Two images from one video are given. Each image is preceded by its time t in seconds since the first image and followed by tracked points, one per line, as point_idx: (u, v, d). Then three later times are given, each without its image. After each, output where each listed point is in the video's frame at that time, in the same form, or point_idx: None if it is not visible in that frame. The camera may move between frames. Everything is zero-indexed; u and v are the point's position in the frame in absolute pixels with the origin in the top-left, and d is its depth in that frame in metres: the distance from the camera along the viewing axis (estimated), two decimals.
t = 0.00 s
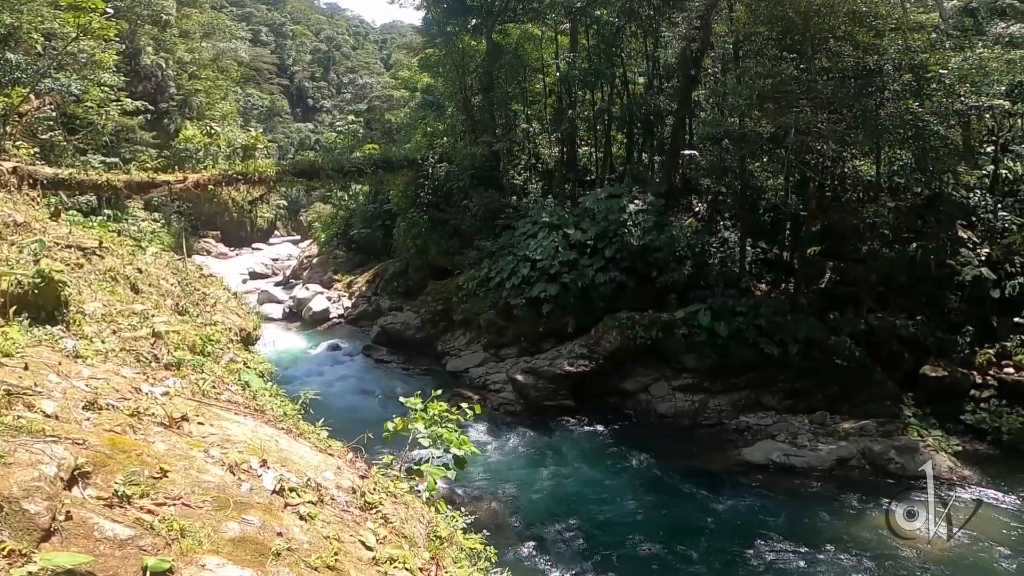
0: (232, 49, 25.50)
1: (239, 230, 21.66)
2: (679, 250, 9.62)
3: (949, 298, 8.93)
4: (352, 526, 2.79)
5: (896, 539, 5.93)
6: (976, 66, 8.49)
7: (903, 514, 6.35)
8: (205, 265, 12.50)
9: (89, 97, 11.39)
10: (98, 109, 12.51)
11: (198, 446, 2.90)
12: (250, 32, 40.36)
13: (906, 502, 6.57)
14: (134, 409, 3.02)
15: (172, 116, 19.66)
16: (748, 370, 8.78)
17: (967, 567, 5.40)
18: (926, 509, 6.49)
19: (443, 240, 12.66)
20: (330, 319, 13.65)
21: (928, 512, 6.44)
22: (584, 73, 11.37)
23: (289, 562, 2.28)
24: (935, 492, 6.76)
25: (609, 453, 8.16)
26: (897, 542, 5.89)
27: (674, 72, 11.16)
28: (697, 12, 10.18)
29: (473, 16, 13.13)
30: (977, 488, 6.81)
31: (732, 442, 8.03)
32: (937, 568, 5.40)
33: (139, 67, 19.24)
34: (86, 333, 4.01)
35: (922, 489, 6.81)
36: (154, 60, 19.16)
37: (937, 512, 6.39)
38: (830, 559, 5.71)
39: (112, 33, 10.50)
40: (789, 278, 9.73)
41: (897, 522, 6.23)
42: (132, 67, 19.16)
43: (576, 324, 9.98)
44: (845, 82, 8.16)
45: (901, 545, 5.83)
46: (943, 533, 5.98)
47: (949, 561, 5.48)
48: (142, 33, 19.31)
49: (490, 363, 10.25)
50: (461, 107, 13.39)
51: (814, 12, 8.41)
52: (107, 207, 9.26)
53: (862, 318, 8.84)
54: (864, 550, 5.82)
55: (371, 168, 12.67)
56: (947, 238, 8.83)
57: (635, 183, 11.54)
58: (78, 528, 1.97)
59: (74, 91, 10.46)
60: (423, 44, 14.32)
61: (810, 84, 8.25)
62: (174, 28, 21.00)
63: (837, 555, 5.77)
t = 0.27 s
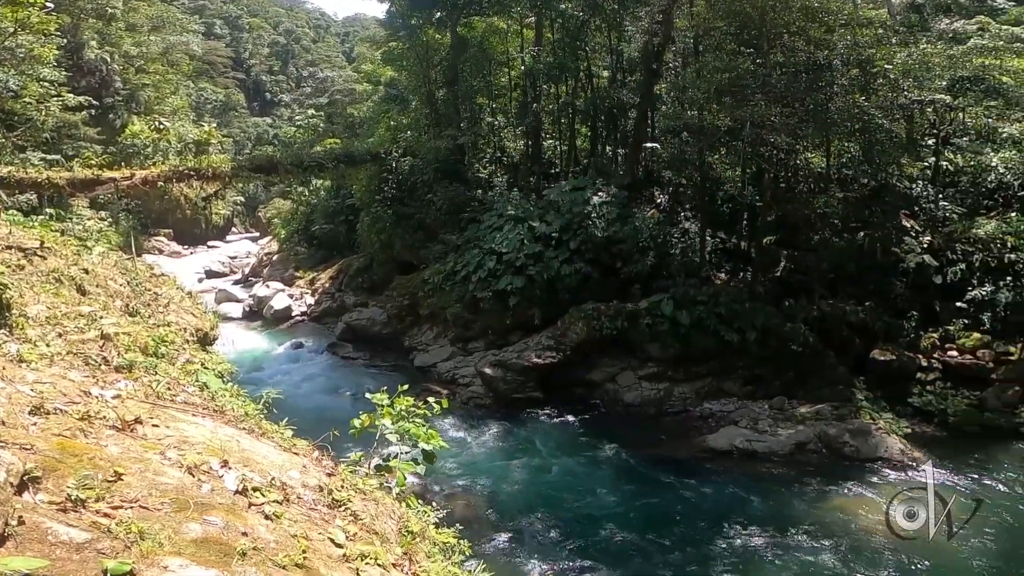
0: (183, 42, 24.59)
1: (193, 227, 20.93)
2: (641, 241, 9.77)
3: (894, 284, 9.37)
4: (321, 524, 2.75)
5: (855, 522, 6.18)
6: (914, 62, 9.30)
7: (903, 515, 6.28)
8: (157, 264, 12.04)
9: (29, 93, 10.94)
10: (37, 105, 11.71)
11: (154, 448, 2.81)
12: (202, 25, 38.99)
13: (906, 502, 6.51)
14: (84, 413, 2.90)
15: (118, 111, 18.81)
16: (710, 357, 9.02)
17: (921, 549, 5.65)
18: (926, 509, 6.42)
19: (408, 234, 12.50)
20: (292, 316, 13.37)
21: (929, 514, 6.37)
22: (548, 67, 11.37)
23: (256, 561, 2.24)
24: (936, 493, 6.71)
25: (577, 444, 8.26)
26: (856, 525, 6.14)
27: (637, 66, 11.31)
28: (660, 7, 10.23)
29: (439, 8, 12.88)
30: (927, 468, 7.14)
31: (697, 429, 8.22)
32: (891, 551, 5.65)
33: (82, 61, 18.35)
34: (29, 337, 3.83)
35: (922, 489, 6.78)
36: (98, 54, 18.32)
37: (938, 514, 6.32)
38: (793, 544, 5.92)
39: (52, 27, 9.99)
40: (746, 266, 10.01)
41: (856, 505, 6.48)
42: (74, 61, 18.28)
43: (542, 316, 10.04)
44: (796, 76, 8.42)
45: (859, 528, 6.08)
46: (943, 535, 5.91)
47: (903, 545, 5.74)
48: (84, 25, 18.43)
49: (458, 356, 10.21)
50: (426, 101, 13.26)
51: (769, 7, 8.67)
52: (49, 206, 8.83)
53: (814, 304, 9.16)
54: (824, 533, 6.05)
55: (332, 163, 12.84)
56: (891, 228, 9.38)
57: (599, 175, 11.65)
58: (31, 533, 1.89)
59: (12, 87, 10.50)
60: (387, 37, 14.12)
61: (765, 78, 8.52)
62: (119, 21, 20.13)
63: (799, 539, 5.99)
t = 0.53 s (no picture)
0: (127, 35, 23.53)
1: (142, 226, 20.08)
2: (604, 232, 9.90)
3: (842, 272, 9.72)
4: (287, 524, 2.70)
5: (815, 505, 6.42)
6: (859, 57, 9.80)
7: (903, 514, 6.14)
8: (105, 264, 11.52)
9: None
10: None
11: (107, 453, 2.71)
12: (148, 18, 37.44)
13: (906, 501, 6.36)
14: (29, 419, 2.77)
15: (58, 107, 17.86)
16: (672, 346, 9.22)
17: (876, 529, 5.89)
18: (926, 509, 6.29)
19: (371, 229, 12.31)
20: (252, 316, 13.02)
21: (929, 513, 6.23)
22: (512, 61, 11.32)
23: (220, 563, 2.18)
24: (935, 491, 6.59)
25: (546, 435, 8.33)
26: (815, 507, 6.37)
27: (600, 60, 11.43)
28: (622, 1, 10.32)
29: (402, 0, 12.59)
30: (879, 450, 7.47)
31: (662, 417, 8.43)
32: (848, 531, 5.88)
33: (18, 56, 17.42)
34: None
35: (921, 488, 6.65)
36: (35, 48, 17.38)
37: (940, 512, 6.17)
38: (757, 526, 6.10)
39: None
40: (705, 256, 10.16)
41: (816, 488, 6.73)
42: (8, 56, 17.30)
43: (508, 308, 10.06)
44: (750, 70, 8.80)
45: (818, 510, 6.31)
46: (943, 533, 5.77)
47: (859, 526, 5.98)
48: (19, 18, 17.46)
49: (425, 351, 10.16)
50: (388, 94, 13.07)
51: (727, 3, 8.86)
52: None
53: (769, 292, 9.44)
54: (785, 515, 6.26)
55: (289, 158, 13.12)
56: (838, 217, 9.81)
57: (562, 167, 11.70)
58: None
59: None
60: (347, 30, 13.86)
61: (722, 73, 8.80)
62: (57, 13, 19.14)
63: (763, 521, 6.18)
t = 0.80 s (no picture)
0: (66, 28, 22.37)
1: (87, 226, 19.17)
2: (568, 224, 9.99)
3: (795, 261, 10.07)
4: (252, 524, 2.65)
5: (779, 488, 6.62)
6: (808, 52, 10.48)
7: (903, 515, 6.03)
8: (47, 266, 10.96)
9: None
10: None
11: (56, 459, 2.60)
12: (89, 11, 35.76)
13: (905, 501, 6.26)
14: None
15: None
16: (636, 336, 9.39)
17: (835, 511, 6.13)
18: (926, 509, 6.19)
19: (332, 224, 12.06)
20: (209, 316, 12.63)
21: (929, 513, 6.14)
22: (476, 55, 11.23)
23: (183, 564, 2.13)
24: (934, 491, 6.50)
25: (514, 428, 8.37)
26: (779, 490, 6.57)
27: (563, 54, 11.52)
28: None
29: None
30: (836, 435, 7.78)
31: (629, 406, 8.57)
32: (809, 514, 6.10)
33: None
34: None
35: (920, 488, 6.55)
36: None
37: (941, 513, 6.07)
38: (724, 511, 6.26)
39: None
40: (666, 247, 10.33)
41: (780, 472, 6.94)
42: None
43: (474, 301, 10.05)
44: (707, 64, 8.99)
45: (780, 493, 6.52)
46: (942, 534, 5.68)
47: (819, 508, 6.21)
48: None
49: (391, 347, 10.09)
50: (348, 88, 12.83)
51: None
52: None
53: (728, 280, 9.71)
54: (750, 499, 6.45)
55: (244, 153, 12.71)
56: (790, 207, 10.21)
57: (526, 161, 11.72)
58: None
59: None
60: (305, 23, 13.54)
61: (681, 67, 8.98)
62: None
63: (729, 506, 6.35)
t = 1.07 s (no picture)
0: None
1: (28, 227, 18.24)
2: (533, 217, 10.03)
3: (753, 250, 10.43)
4: (217, 527, 2.58)
5: (746, 475, 6.79)
6: (765, 48, 10.25)
7: (905, 516, 5.93)
8: None
9: None
10: None
11: (3, 466, 2.48)
12: (28, 4, 34.08)
13: (906, 500, 6.17)
14: None
15: None
16: (603, 326, 9.50)
17: (797, 496, 6.34)
18: (927, 509, 6.11)
19: (293, 222, 11.82)
20: (164, 318, 12.20)
21: (929, 513, 6.06)
22: (440, 48, 11.10)
23: (145, 568, 2.08)
24: (934, 491, 6.42)
25: (484, 423, 8.37)
26: (746, 478, 6.75)
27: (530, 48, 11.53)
28: None
29: None
30: (795, 420, 8.06)
31: (598, 396, 8.73)
32: (773, 499, 6.29)
33: None
34: None
35: (922, 488, 6.45)
36: None
37: (943, 513, 5.97)
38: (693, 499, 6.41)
39: None
40: (631, 238, 10.42)
41: (748, 459, 7.11)
42: None
43: (441, 297, 10.00)
44: (668, 59, 9.34)
45: (746, 480, 6.70)
46: (943, 536, 5.58)
47: (783, 493, 6.41)
48: None
49: (358, 345, 9.98)
50: (308, 83, 12.53)
51: None
52: None
53: (690, 271, 9.98)
54: (717, 487, 6.61)
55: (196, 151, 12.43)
56: (747, 199, 10.55)
57: (491, 155, 11.68)
58: None
59: None
60: (261, 16, 13.15)
61: (643, 62, 9.25)
62: None
63: (697, 494, 6.50)
